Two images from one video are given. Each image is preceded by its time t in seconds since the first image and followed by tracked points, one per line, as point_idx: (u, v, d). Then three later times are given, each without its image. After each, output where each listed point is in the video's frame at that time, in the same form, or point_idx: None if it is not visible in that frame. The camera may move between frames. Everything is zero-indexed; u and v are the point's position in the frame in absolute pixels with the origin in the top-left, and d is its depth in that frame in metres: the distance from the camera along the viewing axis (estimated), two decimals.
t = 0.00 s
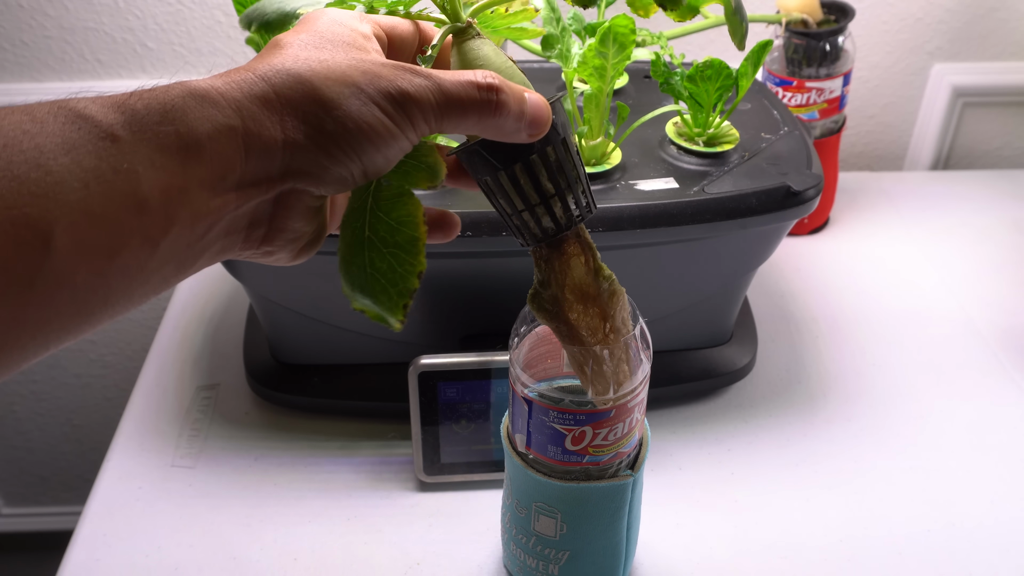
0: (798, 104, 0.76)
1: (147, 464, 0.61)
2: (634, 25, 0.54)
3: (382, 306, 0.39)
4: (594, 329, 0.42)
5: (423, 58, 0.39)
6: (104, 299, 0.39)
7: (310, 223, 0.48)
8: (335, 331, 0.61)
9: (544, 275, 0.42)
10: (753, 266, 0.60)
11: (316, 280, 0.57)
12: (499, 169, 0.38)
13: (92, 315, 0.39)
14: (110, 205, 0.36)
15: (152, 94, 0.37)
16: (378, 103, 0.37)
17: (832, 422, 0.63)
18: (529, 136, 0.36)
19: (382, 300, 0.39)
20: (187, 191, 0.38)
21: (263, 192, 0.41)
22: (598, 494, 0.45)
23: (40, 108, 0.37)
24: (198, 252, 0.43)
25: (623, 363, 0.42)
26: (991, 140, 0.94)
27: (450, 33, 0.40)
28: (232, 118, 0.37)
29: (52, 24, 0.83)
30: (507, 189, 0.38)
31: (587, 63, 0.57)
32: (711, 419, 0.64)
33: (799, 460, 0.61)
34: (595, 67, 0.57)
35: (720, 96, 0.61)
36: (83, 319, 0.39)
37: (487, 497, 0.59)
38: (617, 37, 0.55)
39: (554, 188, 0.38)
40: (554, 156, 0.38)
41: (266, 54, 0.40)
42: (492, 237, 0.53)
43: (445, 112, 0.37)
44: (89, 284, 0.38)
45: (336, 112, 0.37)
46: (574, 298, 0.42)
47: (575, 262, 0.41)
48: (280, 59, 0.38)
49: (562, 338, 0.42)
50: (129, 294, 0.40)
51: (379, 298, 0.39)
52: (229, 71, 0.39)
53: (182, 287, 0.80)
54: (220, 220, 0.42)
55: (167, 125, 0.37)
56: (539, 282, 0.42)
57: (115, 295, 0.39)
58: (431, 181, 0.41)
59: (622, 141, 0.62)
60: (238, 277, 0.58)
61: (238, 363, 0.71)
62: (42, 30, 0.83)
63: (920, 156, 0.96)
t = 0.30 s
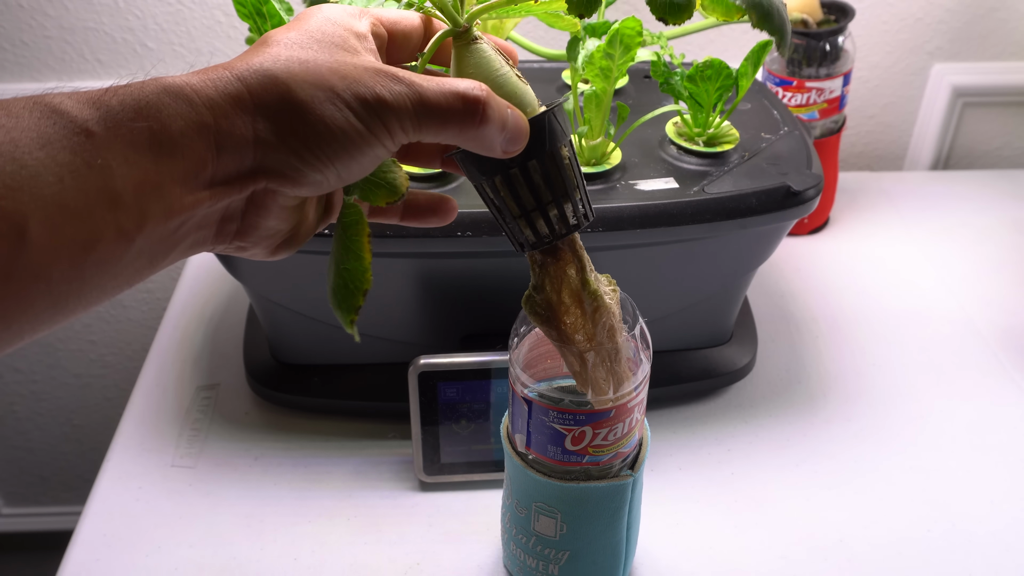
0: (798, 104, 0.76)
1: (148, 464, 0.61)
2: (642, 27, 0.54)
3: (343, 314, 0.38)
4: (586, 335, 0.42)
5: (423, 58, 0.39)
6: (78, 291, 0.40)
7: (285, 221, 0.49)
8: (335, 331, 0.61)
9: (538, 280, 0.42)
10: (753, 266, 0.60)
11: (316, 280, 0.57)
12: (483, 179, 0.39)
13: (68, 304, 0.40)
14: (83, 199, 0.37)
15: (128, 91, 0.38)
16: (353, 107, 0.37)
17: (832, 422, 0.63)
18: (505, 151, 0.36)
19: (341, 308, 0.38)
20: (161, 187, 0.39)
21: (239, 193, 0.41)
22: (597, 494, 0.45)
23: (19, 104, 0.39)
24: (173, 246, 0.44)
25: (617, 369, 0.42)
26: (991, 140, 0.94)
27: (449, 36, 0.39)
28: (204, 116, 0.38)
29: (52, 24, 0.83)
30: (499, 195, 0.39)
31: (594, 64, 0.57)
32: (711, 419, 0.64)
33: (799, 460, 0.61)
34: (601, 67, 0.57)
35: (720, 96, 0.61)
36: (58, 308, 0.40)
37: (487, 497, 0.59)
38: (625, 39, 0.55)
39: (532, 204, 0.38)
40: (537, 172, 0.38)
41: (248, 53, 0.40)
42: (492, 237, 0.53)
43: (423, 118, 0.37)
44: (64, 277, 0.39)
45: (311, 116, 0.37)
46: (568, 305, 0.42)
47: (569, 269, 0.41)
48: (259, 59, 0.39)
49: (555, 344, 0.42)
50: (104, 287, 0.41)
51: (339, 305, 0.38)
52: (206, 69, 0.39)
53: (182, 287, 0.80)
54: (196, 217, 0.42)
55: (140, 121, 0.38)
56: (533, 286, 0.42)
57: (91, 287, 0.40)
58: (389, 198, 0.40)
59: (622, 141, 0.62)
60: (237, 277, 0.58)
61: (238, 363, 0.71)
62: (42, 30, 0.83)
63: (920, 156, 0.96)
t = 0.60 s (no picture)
0: (798, 104, 0.76)
1: (148, 464, 0.61)
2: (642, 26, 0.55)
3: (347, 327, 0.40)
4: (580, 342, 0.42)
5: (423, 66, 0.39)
6: (71, 296, 0.40)
7: (273, 229, 0.49)
8: (334, 331, 0.61)
9: (536, 284, 0.42)
10: (753, 266, 0.60)
11: (316, 280, 0.57)
12: (476, 189, 0.40)
13: (60, 309, 0.40)
14: (76, 207, 0.38)
15: (120, 100, 0.39)
16: (343, 119, 0.37)
17: (832, 422, 0.63)
18: (493, 163, 0.36)
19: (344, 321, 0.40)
20: (151, 195, 0.39)
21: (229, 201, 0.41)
22: (597, 494, 0.45)
23: (13, 112, 0.39)
24: (165, 253, 0.44)
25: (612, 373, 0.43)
26: (991, 140, 0.94)
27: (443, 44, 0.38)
28: (195, 126, 0.38)
29: (52, 24, 0.83)
30: (491, 205, 0.40)
31: (595, 65, 0.57)
32: (711, 419, 0.64)
33: (799, 460, 0.61)
34: (603, 68, 0.57)
35: (720, 96, 0.61)
36: (51, 313, 0.40)
37: (487, 497, 0.59)
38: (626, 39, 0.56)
39: (519, 217, 0.39)
40: (522, 187, 0.38)
41: (239, 63, 0.40)
42: (492, 237, 0.53)
43: (412, 129, 0.37)
44: (58, 282, 0.39)
45: (298, 128, 0.37)
46: (566, 309, 0.42)
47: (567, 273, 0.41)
48: (249, 69, 0.39)
49: (552, 347, 0.42)
50: (96, 292, 0.41)
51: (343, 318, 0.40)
52: (197, 79, 0.40)
53: (182, 287, 0.80)
54: (188, 226, 0.43)
55: (131, 131, 0.38)
56: (532, 289, 0.42)
57: (83, 292, 0.41)
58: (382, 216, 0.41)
59: (622, 141, 0.62)
60: (238, 277, 0.58)
61: (238, 363, 0.71)
62: (42, 29, 0.83)
63: (921, 156, 0.96)
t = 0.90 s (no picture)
0: (798, 104, 0.76)
1: (148, 463, 0.61)
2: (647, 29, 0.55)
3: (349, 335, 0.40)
4: (575, 343, 0.42)
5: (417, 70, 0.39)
6: (67, 299, 0.40)
7: (268, 233, 0.49)
8: (335, 331, 0.61)
9: (534, 285, 0.42)
10: (753, 266, 0.60)
11: (316, 280, 0.57)
12: (471, 195, 0.40)
13: (57, 312, 0.41)
14: (71, 211, 0.38)
15: (115, 105, 0.39)
16: (334, 125, 0.37)
17: (832, 422, 0.63)
18: (484, 169, 0.36)
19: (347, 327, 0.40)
20: (146, 200, 0.39)
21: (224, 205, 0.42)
22: (597, 494, 0.45)
23: (10, 118, 0.40)
24: (161, 257, 0.44)
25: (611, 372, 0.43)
26: (991, 140, 0.94)
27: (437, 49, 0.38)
28: (188, 131, 0.38)
29: (52, 24, 0.83)
30: (482, 208, 0.40)
31: (596, 65, 0.57)
32: (711, 419, 0.64)
33: (799, 460, 0.61)
34: (604, 68, 0.57)
35: (720, 96, 0.61)
36: (48, 316, 0.40)
37: (487, 497, 0.59)
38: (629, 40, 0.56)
39: (512, 222, 0.39)
40: (512, 194, 0.38)
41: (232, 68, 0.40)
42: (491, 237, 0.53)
43: (403, 135, 0.37)
44: (53, 286, 0.39)
45: (289, 133, 0.37)
46: (565, 310, 0.42)
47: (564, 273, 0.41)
48: (241, 74, 0.39)
49: (550, 347, 0.42)
50: (92, 295, 0.41)
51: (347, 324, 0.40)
52: (191, 84, 0.40)
53: (182, 287, 0.80)
54: (185, 231, 0.43)
55: (125, 135, 0.38)
56: (530, 290, 0.42)
57: (80, 295, 0.41)
58: (379, 224, 0.40)
59: (622, 141, 0.62)
60: (238, 277, 0.58)
61: (238, 363, 0.71)
62: (42, 29, 0.83)
63: (921, 156, 0.96)
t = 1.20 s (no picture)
0: (798, 104, 0.76)
1: (148, 463, 0.61)
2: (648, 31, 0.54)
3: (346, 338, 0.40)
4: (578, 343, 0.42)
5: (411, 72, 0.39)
6: (62, 306, 0.40)
7: (265, 238, 0.49)
8: (334, 331, 0.61)
9: (534, 286, 0.42)
10: (753, 266, 0.60)
11: (316, 280, 0.57)
12: (469, 195, 0.40)
13: (52, 320, 0.41)
14: (65, 217, 0.38)
15: (109, 113, 0.39)
16: (328, 128, 0.37)
17: (832, 422, 0.63)
18: (481, 169, 0.36)
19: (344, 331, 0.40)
20: (141, 206, 0.39)
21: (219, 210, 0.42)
22: (597, 494, 0.45)
23: (4, 125, 0.40)
24: (156, 264, 0.44)
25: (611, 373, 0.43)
26: (991, 140, 0.94)
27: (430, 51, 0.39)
28: (182, 137, 0.38)
29: (52, 24, 0.83)
30: (481, 209, 0.40)
31: (596, 65, 0.57)
32: (712, 419, 0.64)
33: (799, 460, 0.61)
34: (604, 68, 0.57)
35: (720, 96, 0.61)
36: (43, 323, 0.40)
37: (487, 497, 0.59)
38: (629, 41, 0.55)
39: (513, 221, 0.39)
40: (512, 193, 0.38)
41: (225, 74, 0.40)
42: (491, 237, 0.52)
43: (398, 138, 0.37)
44: (48, 293, 0.39)
45: (283, 138, 0.37)
46: (565, 310, 0.42)
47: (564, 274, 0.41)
48: (234, 80, 0.39)
49: (550, 348, 0.42)
50: (87, 302, 0.41)
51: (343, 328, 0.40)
52: (184, 91, 0.40)
53: (182, 287, 0.80)
54: (179, 237, 0.43)
55: (120, 142, 0.38)
56: (530, 291, 0.42)
57: (75, 302, 0.41)
58: (376, 227, 0.40)
59: (622, 141, 0.62)
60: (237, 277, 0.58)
61: (238, 363, 0.71)
62: (42, 29, 0.83)
63: (921, 156, 0.96)
